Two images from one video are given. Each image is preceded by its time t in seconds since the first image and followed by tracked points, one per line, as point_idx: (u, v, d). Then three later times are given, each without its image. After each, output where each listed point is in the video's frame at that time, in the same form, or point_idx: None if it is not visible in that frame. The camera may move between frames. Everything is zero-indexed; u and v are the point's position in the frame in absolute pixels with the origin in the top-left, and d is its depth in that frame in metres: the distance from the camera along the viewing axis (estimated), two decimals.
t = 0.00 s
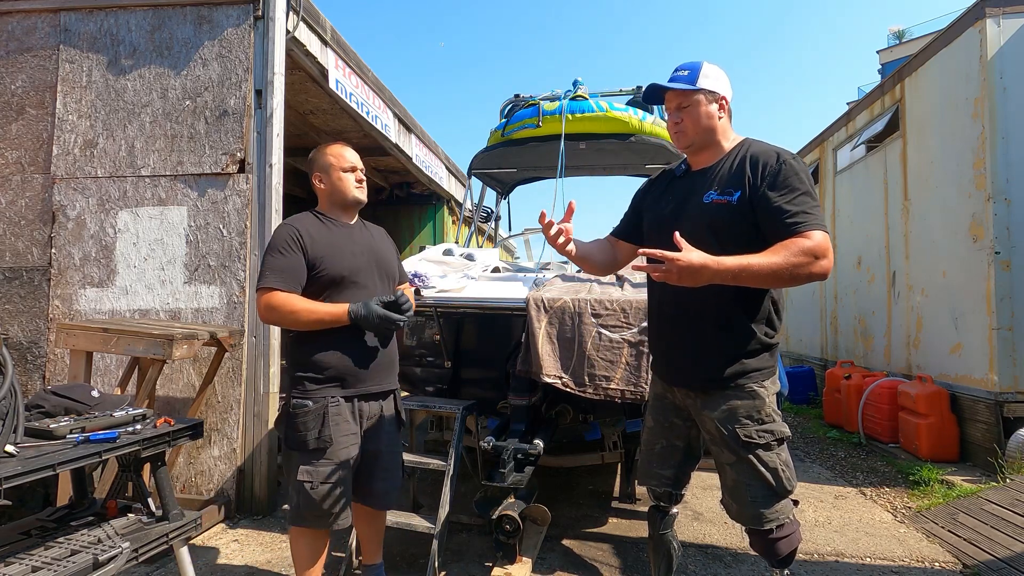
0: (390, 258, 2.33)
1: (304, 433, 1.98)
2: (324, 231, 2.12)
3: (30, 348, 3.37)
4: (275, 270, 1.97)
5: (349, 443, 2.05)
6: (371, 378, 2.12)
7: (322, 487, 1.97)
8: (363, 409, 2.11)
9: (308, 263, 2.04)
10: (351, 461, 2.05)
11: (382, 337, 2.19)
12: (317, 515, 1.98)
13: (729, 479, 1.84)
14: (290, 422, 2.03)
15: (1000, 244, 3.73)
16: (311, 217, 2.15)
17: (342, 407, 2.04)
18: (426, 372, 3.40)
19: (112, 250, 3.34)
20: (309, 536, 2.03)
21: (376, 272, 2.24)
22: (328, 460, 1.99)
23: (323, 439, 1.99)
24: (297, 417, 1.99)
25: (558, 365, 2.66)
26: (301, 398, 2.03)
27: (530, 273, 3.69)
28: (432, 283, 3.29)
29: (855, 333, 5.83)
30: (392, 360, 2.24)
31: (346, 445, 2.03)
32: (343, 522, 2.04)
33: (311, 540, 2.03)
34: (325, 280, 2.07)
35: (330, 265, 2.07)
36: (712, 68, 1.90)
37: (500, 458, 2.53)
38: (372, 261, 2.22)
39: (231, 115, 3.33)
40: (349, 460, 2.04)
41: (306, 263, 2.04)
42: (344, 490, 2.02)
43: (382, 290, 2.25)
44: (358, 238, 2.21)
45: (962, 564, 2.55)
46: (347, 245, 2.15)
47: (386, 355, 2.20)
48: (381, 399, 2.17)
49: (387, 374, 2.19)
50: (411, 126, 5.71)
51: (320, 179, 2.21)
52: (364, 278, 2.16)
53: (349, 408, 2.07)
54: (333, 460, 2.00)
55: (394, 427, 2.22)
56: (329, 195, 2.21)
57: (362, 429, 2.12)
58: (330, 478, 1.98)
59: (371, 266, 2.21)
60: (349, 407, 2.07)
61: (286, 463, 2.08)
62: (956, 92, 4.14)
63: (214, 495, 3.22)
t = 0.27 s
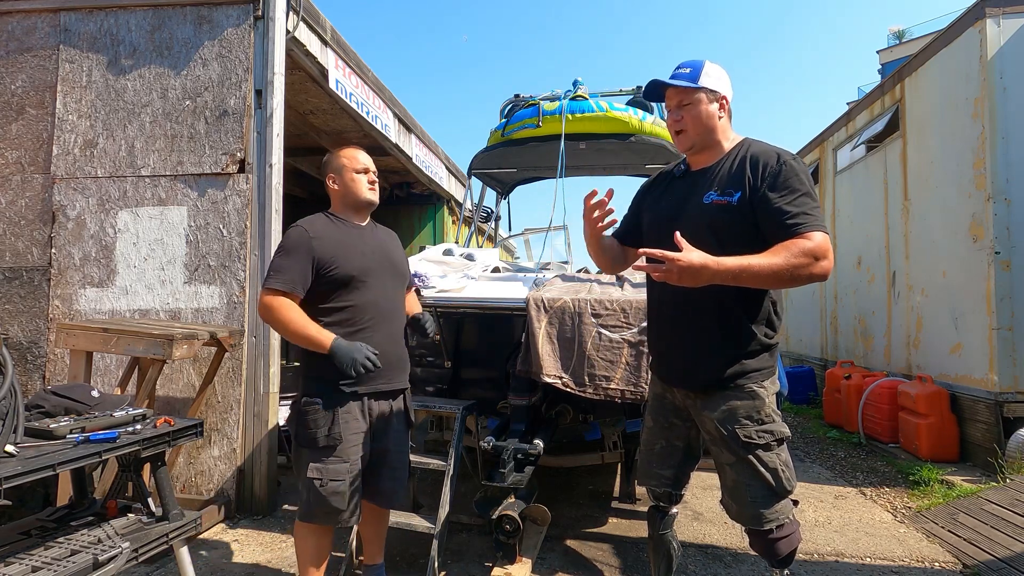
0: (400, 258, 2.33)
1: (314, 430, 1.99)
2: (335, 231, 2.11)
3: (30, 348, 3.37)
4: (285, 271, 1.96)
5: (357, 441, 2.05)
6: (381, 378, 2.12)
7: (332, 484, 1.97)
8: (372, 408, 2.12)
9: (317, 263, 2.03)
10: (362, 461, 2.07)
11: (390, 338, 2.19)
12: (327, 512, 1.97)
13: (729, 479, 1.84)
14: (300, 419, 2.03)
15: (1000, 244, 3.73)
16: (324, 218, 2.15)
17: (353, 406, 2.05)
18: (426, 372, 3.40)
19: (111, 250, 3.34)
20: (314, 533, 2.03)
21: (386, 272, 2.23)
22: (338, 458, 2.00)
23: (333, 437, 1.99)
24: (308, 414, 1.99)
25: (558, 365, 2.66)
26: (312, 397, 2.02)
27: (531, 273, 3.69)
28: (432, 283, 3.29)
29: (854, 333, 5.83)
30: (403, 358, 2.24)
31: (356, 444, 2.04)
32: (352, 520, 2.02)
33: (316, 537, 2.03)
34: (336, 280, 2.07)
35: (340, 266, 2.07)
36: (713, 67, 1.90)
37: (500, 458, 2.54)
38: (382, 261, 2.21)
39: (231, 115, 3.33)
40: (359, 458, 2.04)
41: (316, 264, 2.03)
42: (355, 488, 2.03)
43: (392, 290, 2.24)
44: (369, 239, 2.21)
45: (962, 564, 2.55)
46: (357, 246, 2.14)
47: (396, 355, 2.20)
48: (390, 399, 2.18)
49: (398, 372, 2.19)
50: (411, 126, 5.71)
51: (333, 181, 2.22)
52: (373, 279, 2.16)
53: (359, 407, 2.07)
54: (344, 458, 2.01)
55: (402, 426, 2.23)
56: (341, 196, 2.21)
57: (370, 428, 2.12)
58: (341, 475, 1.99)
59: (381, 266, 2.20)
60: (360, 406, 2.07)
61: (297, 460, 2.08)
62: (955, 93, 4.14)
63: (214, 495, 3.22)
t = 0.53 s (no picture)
0: (408, 259, 2.33)
1: (315, 429, 1.98)
2: (344, 229, 2.13)
3: (30, 348, 3.37)
4: (290, 268, 1.98)
5: (359, 441, 2.06)
6: (383, 379, 2.12)
7: (334, 483, 1.97)
8: (374, 408, 2.13)
9: (322, 262, 2.04)
10: (364, 460, 2.07)
11: (393, 339, 2.18)
12: (329, 512, 1.97)
13: (729, 479, 1.84)
14: (301, 417, 2.02)
15: (1000, 244, 3.73)
16: (334, 217, 2.16)
17: (355, 405, 2.05)
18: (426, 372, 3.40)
19: (111, 250, 3.34)
20: (316, 531, 2.03)
21: (393, 273, 2.23)
22: (340, 457, 2.00)
23: (334, 435, 1.99)
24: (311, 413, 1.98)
25: (558, 365, 2.66)
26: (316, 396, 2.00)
27: (531, 273, 3.69)
28: (432, 283, 3.29)
29: (854, 333, 5.83)
30: (406, 360, 2.24)
31: (358, 443, 2.04)
32: (354, 520, 2.01)
33: (318, 535, 2.03)
34: (342, 279, 2.07)
35: (347, 265, 2.07)
36: (711, 67, 1.90)
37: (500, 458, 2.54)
38: (389, 262, 2.21)
39: (231, 114, 3.33)
40: (360, 457, 2.05)
41: (323, 262, 2.03)
42: (355, 488, 2.03)
43: (398, 291, 2.24)
44: (378, 240, 2.21)
45: (962, 564, 2.56)
46: (364, 245, 2.15)
47: (399, 357, 2.19)
48: (393, 400, 2.19)
49: (400, 373, 2.19)
50: (411, 126, 5.71)
51: (345, 182, 2.22)
52: (380, 279, 2.16)
53: (360, 406, 2.08)
54: (345, 457, 2.01)
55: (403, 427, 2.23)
56: (354, 198, 2.22)
57: (371, 428, 2.13)
58: (343, 474, 1.99)
59: (388, 267, 2.20)
60: (361, 406, 2.07)
61: (299, 459, 2.08)
62: (955, 93, 4.14)
63: (214, 495, 3.21)
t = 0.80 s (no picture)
0: (410, 260, 2.33)
1: (314, 430, 1.97)
2: (348, 226, 2.14)
3: (30, 348, 3.37)
4: (290, 267, 2.00)
5: (357, 442, 2.06)
6: (383, 380, 2.12)
7: (332, 484, 1.97)
8: (374, 410, 2.13)
9: (323, 261, 2.05)
10: (362, 461, 2.07)
11: (393, 340, 2.18)
12: (327, 513, 1.97)
13: (730, 479, 1.84)
14: (302, 418, 2.02)
15: (1000, 244, 3.73)
16: (338, 215, 2.16)
17: (353, 407, 2.05)
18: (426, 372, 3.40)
19: (111, 250, 3.34)
20: (316, 531, 2.03)
21: (395, 274, 2.23)
22: (338, 458, 2.00)
23: (333, 437, 1.99)
24: (310, 414, 1.96)
25: (558, 365, 2.66)
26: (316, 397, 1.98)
27: (531, 273, 3.69)
28: (432, 283, 3.29)
29: (854, 333, 5.83)
30: (406, 360, 2.23)
31: (356, 444, 2.05)
32: (353, 521, 2.01)
33: (318, 535, 2.03)
34: (343, 278, 2.07)
35: (348, 265, 2.07)
36: (709, 68, 1.90)
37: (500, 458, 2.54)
38: (390, 262, 2.21)
39: (231, 115, 3.33)
40: (359, 459, 2.05)
41: (323, 259, 2.04)
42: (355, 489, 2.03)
43: (399, 292, 2.24)
44: (381, 239, 2.21)
45: (962, 564, 2.55)
46: (367, 245, 2.15)
47: (398, 357, 2.19)
48: (394, 401, 2.18)
49: (397, 376, 2.17)
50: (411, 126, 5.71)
51: (347, 185, 2.22)
52: (381, 280, 2.16)
53: (359, 409, 2.08)
54: (343, 458, 2.01)
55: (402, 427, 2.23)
56: (358, 200, 2.21)
57: (371, 429, 2.13)
58: (342, 475, 1.99)
59: (390, 267, 2.20)
60: (359, 408, 2.08)
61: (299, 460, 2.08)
62: (955, 93, 4.14)
63: (214, 495, 3.21)
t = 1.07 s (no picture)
0: (406, 260, 2.33)
1: (313, 432, 1.97)
2: (341, 227, 2.13)
3: (30, 348, 3.37)
4: (287, 266, 1.98)
5: (356, 442, 2.05)
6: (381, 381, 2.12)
7: (330, 485, 1.97)
8: (373, 411, 2.13)
9: (320, 260, 2.04)
10: (360, 461, 2.07)
11: (390, 339, 2.18)
12: (326, 513, 1.98)
13: (731, 479, 1.84)
14: (299, 419, 2.01)
15: (1000, 244, 3.73)
16: (334, 214, 2.16)
17: (350, 407, 2.05)
18: (426, 372, 3.40)
19: (111, 250, 3.34)
20: (315, 532, 2.03)
21: (391, 274, 2.23)
22: (335, 459, 2.00)
23: (331, 438, 1.99)
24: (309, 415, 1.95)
25: (558, 365, 2.66)
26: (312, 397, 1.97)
27: (531, 273, 3.69)
28: (432, 283, 3.29)
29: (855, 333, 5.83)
30: (403, 358, 2.23)
31: (354, 444, 2.04)
32: (350, 522, 2.02)
33: (316, 537, 2.03)
34: (339, 277, 2.07)
35: (345, 265, 2.07)
36: (678, 80, 1.89)
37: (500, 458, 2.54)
38: (387, 261, 2.21)
39: (231, 115, 3.33)
40: (357, 459, 2.05)
41: (317, 260, 2.03)
42: (354, 489, 2.03)
43: (396, 291, 2.24)
44: (377, 240, 2.21)
45: (962, 564, 2.56)
46: (363, 245, 2.15)
47: (395, 356, 2.19)
48: (394, 402, 2.19)
49: (394, 377, 2.17)
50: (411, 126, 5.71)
51: (343, 185, 2.21)
52: (377, 279, 2.16)
53: (357, 410, 2.08)
54: (341, 459, 2.01)
55: (402, 427, 2.23)
56: (353, 201, 2.21)
57: (370, 428, 2.13)
58: (340, 477, 1.99)
59: (386, 267, 2.20)
60: (356, 409, 2.08)
61: (297, 460, 2.08)
62: (955, 92, 4.14)
63: (214, 495, 3.21)
